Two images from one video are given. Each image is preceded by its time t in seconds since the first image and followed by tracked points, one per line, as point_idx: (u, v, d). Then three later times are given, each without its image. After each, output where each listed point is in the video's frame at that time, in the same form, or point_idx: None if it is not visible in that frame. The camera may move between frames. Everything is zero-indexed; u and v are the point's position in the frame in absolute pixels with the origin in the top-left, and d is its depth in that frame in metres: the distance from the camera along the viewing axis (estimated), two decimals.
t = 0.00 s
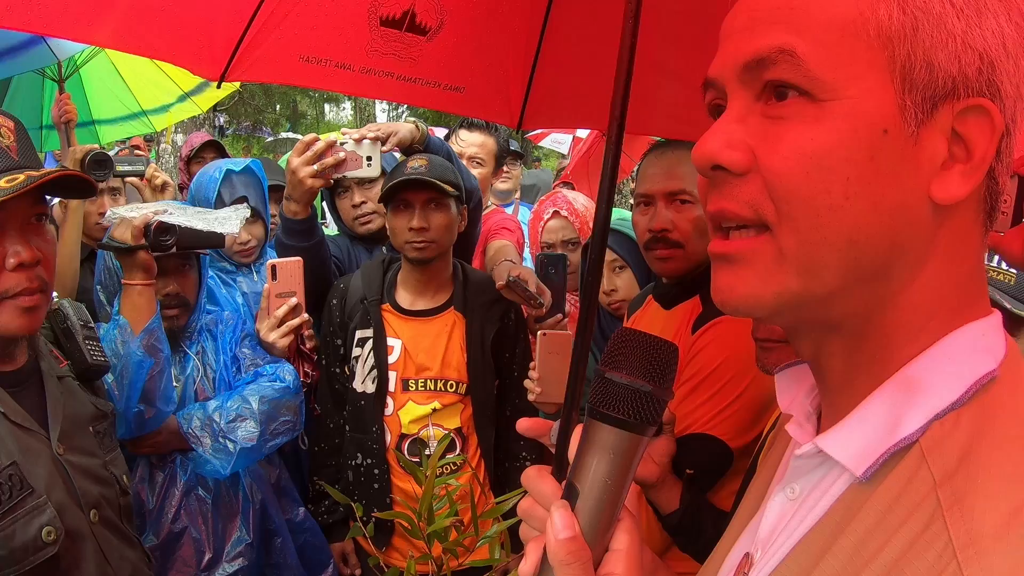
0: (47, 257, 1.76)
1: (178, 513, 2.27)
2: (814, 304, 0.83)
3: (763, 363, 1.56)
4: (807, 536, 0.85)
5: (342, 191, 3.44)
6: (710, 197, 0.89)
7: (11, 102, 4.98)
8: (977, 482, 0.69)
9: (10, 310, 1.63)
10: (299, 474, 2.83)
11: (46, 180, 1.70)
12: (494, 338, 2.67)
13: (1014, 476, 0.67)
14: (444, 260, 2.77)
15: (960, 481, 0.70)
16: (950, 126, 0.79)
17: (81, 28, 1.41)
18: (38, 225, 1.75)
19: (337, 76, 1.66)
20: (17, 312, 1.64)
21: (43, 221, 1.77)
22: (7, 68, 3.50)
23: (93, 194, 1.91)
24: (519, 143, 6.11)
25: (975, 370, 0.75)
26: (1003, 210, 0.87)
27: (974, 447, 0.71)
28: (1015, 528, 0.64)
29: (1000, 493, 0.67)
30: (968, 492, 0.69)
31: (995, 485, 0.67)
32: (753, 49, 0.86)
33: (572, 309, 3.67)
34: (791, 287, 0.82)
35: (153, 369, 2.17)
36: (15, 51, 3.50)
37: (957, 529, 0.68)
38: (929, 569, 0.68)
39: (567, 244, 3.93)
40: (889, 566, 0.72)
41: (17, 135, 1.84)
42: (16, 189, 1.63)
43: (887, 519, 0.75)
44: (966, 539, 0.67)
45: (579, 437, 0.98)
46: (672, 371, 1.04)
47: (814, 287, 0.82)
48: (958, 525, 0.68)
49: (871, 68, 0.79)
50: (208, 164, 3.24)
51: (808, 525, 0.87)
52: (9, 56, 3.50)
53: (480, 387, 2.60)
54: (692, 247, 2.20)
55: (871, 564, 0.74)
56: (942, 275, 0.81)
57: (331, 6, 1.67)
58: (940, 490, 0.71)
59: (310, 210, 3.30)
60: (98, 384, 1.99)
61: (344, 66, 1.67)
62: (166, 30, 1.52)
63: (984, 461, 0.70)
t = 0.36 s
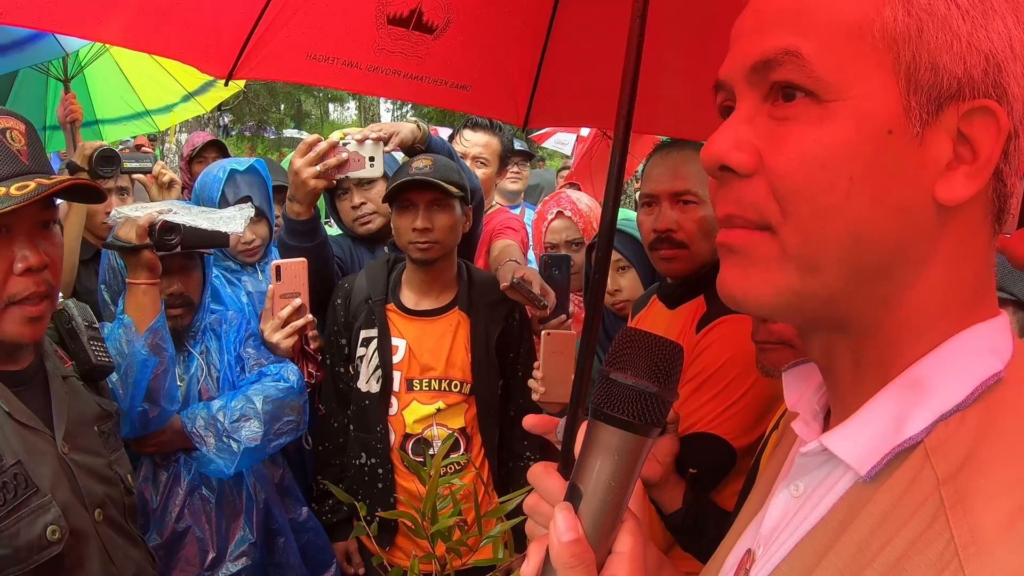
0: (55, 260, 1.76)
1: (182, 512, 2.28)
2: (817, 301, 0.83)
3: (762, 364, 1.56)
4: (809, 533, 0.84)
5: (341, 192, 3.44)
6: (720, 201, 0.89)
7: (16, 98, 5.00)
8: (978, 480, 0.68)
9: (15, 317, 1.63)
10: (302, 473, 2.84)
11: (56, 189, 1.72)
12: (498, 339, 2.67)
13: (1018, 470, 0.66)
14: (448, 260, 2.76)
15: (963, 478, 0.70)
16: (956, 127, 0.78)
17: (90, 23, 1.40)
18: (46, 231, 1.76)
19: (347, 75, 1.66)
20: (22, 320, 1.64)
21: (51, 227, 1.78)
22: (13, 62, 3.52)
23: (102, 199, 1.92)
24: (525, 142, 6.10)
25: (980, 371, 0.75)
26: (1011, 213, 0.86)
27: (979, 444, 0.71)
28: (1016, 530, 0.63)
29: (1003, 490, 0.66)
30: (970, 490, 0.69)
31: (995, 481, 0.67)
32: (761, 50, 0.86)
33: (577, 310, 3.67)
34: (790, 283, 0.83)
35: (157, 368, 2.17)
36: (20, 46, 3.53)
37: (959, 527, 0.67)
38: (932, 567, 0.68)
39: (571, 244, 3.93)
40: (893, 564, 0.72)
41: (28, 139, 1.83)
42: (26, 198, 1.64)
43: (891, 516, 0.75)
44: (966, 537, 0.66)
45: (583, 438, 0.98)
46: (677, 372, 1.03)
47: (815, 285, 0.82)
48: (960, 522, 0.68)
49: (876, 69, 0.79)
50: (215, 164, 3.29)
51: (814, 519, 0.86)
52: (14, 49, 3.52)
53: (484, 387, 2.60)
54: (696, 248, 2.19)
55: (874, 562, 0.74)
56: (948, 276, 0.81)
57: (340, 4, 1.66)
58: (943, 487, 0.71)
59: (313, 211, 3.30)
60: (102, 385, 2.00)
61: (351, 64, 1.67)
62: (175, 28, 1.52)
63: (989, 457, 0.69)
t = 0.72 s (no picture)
0: (56, 252, 1.76)
1: (183, 507, 2.27)
2: (821, 280, 0.82)
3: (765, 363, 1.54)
4: (815, 531, 0.83)
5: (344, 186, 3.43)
6: (718, 173, 0.88)
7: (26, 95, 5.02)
8: (993, 475, 0.67)
9: (17, 304, 1.63)
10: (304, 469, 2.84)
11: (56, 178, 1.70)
12: (501, 334, 2.66)
13: None
14: (451, 255, 2.75)
15: (976, 473, 0.69)
16: (963, 109, 0.77)
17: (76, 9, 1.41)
18: (47, 221, 1.76)
19: (339, 63, 1.66)
20: (24, 306, 1.64)
21: (52, 218, 1.78)
22: (11, 56, 3.52)
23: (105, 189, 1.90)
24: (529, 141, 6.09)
25: (989, 364, 0.74)
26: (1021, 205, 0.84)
27: (990, 439, 0.70)
28: None
29: (1016, 486, 0.65)
30: (986, 485, 0.68)
31: (1011, 479, 0.66)
32: (769, 25, 0.86)
33: (581, 306, 3.66)
34: (794, 258, 0.81)
35: (158, 364, 2.17)
36: (19, 40, 3.53)
37: (975, 523, 0.67)
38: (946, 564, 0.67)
39: (575, 240, 3.92)
40: (907, 559, 0.71)
41: (28, 130, 1.82)
42: (24, 186, 1.62)
43: (901, 513, 0.73)
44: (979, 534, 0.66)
45: (591, 434, 0.96)
46: (687, 367, 1.02)
47: (819, 261, 0.80)
48: (975, 518, 0.67)
49: (882, 47, 0.78)
50: (213, 160, 3.25)
51: (815, 521, 0.85)
52: (13, 43, 3.53)
53: (487, 383, 2.59)
54: (701, 244, 2.17)
55: (885, 559, 0.73)
56: (955, 260, 0.79)
57: None
58: (955, 483, 0.70)
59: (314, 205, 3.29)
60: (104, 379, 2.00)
61: (343, 53, 1.66)
62: (167, 15, 1.52)
63: (1002, 453, 0.68)
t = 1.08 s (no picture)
0: (57, 243, 1.75)
1: (187, 504, 2.27)
2: (826, 278, 0.81)
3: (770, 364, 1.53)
4: (823, 533, 0.82)
5: (350, 183, 3.43)
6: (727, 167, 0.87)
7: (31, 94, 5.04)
8: (1003, 479, 0.66)
9: (20, 295, 1.63)
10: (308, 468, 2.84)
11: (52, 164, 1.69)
12: (507, 333, 2.66)
13: None
14: (457, 253, 2.75)
15: (987, 477, 0.68)
16: (973, 103, 0.76)
17: None
18: (47, 212, 1.75)
19: (342, 44, 1.65)
20: (27, 297, 1.64)
21: (52, 208, 1.78)
22: (12, 53, 3.54)
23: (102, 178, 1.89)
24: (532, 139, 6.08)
25: (1000, 364, 0.72)
26: None
27: (1001, 444, 0.69)
28: None
29: None
30: (995, 489, 0.67)
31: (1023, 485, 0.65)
32: (773, 20, 0.85)
33: (586, 304, 3.64)
34: (799, 255, 0.80)
35: (162, 360, 2.17)
36: (19, 37, 3.55)
37: (986, 529, 0.66)
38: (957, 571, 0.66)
39: (581, 239, 3.91)
40: (913, 563, 0.70)
41: (25, 123, 1.82)
42: (21, 172, 1.61)
43: (910, 517, 0.72)
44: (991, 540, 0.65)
45: (597, 434, 0.96)
46: (693, 366, 1.01)
47: (825, 256, 0.79)
48: (986, 525, 0.66)
49: (889, 39, 0.77)
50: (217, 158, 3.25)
51: (822, 523, 0.85)
52: (14, 40, 3.55)
53: (492, 381, 2.58)
54: (707, 242, 2.16)
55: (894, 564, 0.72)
56: (964, 257, 0.78)
57: None
58: (965, 487, 0.69)
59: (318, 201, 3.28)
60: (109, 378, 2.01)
61: (346, 33, 1.65)
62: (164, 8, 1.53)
63: (1015, 458, 0.67)
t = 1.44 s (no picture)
0: (61, 244, 1.76)
1: (192, 505, 2.28)
2: (831, 287, 0.81)
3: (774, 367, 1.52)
4: (835, 543, 0.81)
5: (357, 183, 3.43)
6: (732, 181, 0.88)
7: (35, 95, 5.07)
8: (1014, 493, 0.65)
9: (24, 297, 1.65)
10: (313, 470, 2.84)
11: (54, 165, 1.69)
12: (513, 335, 2.66)
13: None
14: (463, 255, 2.74)
15: (999, 491, 0.66)
16: (981, 108, 0.74)
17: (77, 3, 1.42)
18: (51, 213, 1.76)
19: (348, 41, 1.66)
20: (31, 298, 1.66)
21: (56, 209, 1.79)
22: (23, 54, 3.59)
23: (104, 179, 1.90)
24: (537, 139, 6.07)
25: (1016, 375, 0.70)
26: None
27: (1015, 455, 0.67)
28: None
29: None
30: (1006, 504, 0.65)
31: None
32: (776, 31, 0.85)
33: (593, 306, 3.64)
34: (803, 266, 0.80)
35: (168, 362, 2.18)
36: (32, 38, 3.58)
37: (996, 545, 0.64)
38: None
39: (588, 239, 3.89)
40: None
41: (27, 126, 1.83)
42: (22, 173, 1.62)
43: (920, 530, 0.71)
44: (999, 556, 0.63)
45: (604, 443, 0.95)
46: (700, 376, 1.01)
47: (826, 269, 0.79)
48: (996, 540, 0.64)
49: (893, 47, 0.76)
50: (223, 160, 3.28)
51: (835, 534, 0.84)
52: (27, 41, 3.59)
53: (498, 382, 2.58)
54: (715, 244, 2.15)
55: None
56: (974, 266, 0.76)
57: None
58: (977, 501, 0.67)
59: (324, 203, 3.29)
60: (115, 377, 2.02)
61: (355, 30, 1.66)
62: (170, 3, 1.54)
63: None
